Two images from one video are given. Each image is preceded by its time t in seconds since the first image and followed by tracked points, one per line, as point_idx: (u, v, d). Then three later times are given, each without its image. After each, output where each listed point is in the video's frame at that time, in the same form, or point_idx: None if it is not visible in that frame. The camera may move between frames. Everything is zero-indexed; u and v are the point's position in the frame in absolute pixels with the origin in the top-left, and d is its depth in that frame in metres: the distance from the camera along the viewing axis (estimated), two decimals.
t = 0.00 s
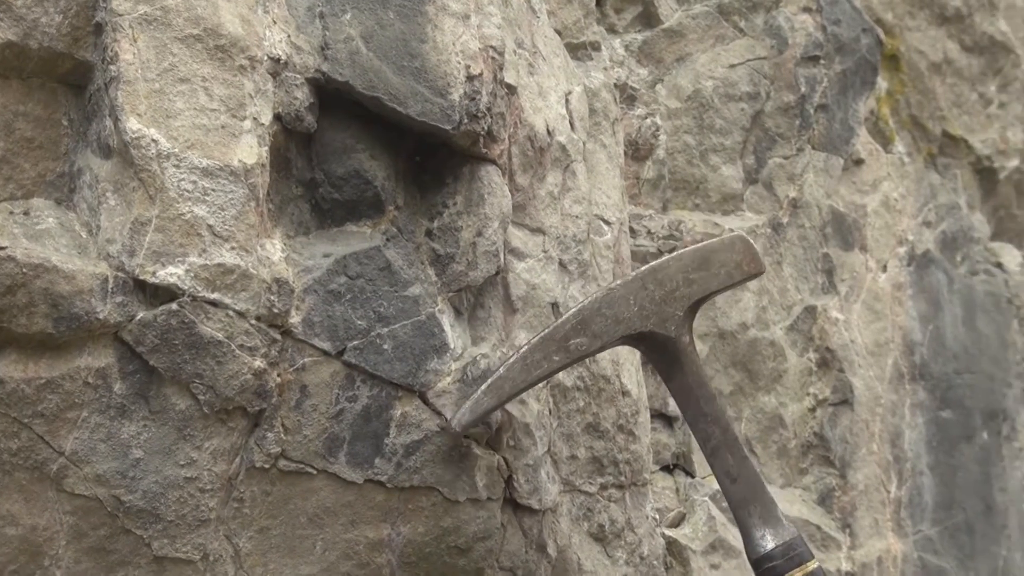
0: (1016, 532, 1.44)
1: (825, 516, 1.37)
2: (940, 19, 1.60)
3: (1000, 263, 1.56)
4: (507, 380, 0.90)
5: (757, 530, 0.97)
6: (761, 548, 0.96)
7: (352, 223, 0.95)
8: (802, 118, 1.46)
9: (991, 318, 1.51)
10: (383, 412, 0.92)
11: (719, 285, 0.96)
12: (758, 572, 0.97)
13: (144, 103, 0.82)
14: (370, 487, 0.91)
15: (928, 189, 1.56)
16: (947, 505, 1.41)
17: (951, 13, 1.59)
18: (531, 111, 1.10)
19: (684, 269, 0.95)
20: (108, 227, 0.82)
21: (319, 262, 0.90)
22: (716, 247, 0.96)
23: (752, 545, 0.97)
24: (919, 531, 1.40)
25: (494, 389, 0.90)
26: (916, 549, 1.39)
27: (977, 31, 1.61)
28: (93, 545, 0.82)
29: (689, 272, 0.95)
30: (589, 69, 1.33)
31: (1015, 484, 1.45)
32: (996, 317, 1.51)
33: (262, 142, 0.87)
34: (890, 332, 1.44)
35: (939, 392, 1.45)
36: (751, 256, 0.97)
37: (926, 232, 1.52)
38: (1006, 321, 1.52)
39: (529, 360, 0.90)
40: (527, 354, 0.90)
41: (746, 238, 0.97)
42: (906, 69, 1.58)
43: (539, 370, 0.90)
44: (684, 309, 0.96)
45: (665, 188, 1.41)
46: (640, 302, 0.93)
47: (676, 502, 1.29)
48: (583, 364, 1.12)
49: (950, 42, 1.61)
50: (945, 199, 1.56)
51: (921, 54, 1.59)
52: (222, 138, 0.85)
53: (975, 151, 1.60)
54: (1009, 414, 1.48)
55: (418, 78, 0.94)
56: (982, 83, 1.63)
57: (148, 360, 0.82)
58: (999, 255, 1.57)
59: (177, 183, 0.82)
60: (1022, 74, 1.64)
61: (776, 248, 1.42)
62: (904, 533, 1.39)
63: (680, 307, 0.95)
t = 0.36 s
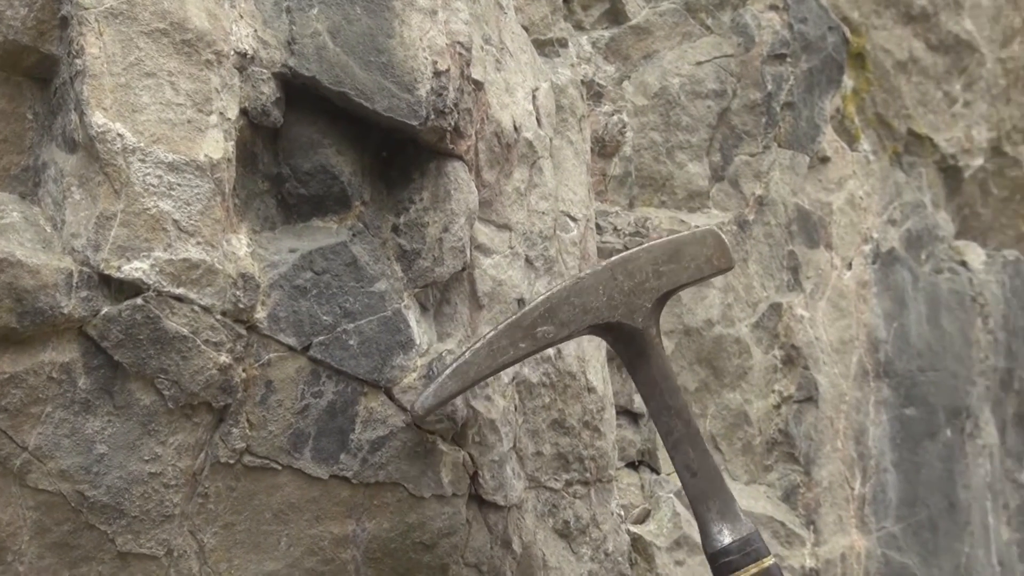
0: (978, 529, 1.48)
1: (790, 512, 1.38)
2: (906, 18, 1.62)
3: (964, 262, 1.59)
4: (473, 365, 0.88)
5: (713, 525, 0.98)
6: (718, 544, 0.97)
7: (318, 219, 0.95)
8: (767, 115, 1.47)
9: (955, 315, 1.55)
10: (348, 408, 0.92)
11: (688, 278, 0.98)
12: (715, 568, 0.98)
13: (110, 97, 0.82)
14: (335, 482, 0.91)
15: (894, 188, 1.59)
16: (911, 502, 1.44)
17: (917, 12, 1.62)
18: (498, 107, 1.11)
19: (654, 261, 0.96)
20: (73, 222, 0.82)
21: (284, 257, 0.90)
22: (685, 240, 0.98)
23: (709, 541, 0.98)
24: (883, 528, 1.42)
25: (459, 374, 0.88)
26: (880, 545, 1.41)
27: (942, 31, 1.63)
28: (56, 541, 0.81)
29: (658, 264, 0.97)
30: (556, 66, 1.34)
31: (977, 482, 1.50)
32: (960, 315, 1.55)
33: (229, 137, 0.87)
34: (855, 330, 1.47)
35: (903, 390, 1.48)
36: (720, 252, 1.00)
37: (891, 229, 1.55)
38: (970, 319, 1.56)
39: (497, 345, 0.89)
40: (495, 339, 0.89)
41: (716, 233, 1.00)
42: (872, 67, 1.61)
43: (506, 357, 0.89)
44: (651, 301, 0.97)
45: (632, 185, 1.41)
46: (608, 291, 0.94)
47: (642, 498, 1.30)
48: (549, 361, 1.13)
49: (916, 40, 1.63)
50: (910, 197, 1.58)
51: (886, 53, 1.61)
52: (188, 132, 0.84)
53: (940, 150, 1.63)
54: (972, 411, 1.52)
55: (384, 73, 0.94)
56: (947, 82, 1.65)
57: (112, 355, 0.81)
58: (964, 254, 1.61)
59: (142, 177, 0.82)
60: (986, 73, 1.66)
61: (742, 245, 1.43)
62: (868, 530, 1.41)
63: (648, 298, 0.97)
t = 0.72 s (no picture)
0: (937, 525, 1.51)
1: (751, 507, 1.40)
2: (868, 15, 1.66)
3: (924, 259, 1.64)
4: (416, 399, 0.88)
5: (662, 544, 1.02)
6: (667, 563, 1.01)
7: (280, 212, 0.94)
8: (730, 112, 1.48)
9: (915, 312, 1.58)
10: (310, 402, 0.92)
11: (622, 302, 0.99)
12: None
13: (72, 88, 0.81)
14: (296, 476, 0.91)
15: (857, 184, 1.62)
16: (870, 497, 1.47)
17: (879, 11, 1.66)
18: (461, 102, 1.11)
19: (589, 288, 0.97)
20: (33, 214, 0.81)
21: (246, 251, 0.90)
22: (620, 265, 0.98)
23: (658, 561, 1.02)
24: (843, 523, 1.45)
25: (405, 407, 0.88)
26: (840, 540, 1.44)
27: (905, 28, 1.67)
28: (16, 534, 0.81)
29: (594, 290, 0.97)
30: (520, 61, 1.35)
31: (936, 478, 1.54)
32: (920, 312, 1.58)
33: (191, 129, 0.86)
34: (815, 326, 1.49)
35: (864, 386, 1.51)
36: (654, 274, 1.01)
37: (853, 226, 1.58)
38: (930, 316, 1.59)
39: (438, 378, 0.89)
40: (437, 372, 0.88)
41: (647, 257, 1.00)
42: (834, 64, 1.64)
43: (449, 389, 0.89)
44: (589, 327, 0.98)
45: (594, 181, 1.42)
46: (546, 319, 0.94)
47: (602, 493, 1.29)
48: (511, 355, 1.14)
49: (878, 39, 1.67)
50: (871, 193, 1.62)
51: (847, 51, 1.65)
52: (150, 124, 0.84)
53: (902, 147, 1.66)
54: (932, 407, 1.56)
55: (348, 67, 0.93)
56: (909, 79, 1.69)
57: (73, 348, 0.81)
58: (924, 251, 1.65)
59: (104, 169, 0.81)
60: (948, 71, 1.71)
61: (704, 241, 1.44)
62: (828, 525, 1.44)
63: (584, 324, 0.98)
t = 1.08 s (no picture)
0: (904, 518, 1.54)
1: (719, 500, 1.41)
2: (837, 9, 1.70)
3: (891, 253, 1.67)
4: (471, 401, 0.93)
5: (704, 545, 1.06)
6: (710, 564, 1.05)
7: (249, 203, 0.94)
8: (699, 104, 1.50)
9: (883, 306, 1.60)
10: (278, 393, 0.92)
11: (668, 309, 1.05)
12: None
13: (40, 78, 0.81)
14: (264, 468, 0.91)
15: (824, 177, 1.64)
16: (837, 490, 1.49)
17: (849, 4, 1.69)
18: (431, 93, 1.11)
19: (636, 295, 1.02)
20: None
21: (215, 242, 0.89)
22: (667, 274, 1.04)
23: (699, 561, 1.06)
24: (811, 516, 1.47)
25: (458, 409, 0.92)
26: (807, 533, 1.46)
27: (874, 22, 1.71)
28: None
29: (641, 298, 1.03)
30: (489, 52, 1.35)
31: (904, 471, 1.56)
32: (888, 306, 1.61)
33: (159, 120, 0.85)
34: (784, 319, 1.50)
35: (832, 379, 1.53)
36: (700, 282, 1.07)
37: (822, 219, 1.60)
38: (897, 310, 1.62)
39: (491, 381, 0.94)
40: (491, 375, 0.94)
41: (692, 267, 1.06)
42: (803, 58, 1.66)
43: (501, 391, 0.94)
44: (636, 333, 1.03)
45: (564, 173, 1.42)
46: (596, 325, 1.00)
47: (571, 486, 1.31)
48: (480, 347, 1.14)
49: (848, 32, 1.71)
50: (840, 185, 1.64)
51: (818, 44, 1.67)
52: (118, 115, 0.83)
53: (870, 140, 1.70)
54: (900, 400, 1.58)
55: (317, 58, 0.93)
56: (878, 73, 1.73)
57: (39, 339, 0.81)
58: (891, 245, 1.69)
59: (71, 159, 0.81)
60: (917, 65, 1.75)
61: (674, 234, 1.45)
62: (796, 518, 1.46)
63: (631, 330, 1.03)
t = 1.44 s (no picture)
0: (858, 504, 1.60)
1: (674, 486, 1.42)
2: None
3: (849, 241, 1.72)
4: (548, 410, 1.16)
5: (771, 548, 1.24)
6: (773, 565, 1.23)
7: (205, 187, 0.94)
8: (657, 92, 1.50)
9: (840, 294, 1.64)
10: (234, 377, 0.92)
11: (741, 329, 1.23)
12: None
13: None
14: (219, 453, 0.91)
15: (781, 164, 1.66)
16: (791, 477, 1.52)
17: None
18: (389, 78, 1.11)
19: (709, 318, 1.21)
20: None
21: (171, 226, 0.89)
22: (737, 299, 1.23)
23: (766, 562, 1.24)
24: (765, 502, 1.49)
25: (537, 418, 1.16)
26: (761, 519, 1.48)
27: (832, 10, 1.74)
28: None
29: (713, 320, 1.21)
30: (448, 38, 1.34)
31: (858, 458, 1.61)
32: (844, 293, 1.65)
33: (115, 103, 0.85)
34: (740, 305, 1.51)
35: (788, 365, 1.55)
36: (770, 306, 1.24)
37: (778, 207, 1.62)
38: (855, 297, 1.66)
39: (569, 393, 1.16)
40: (566, 388, 1.16)
41: (764, 291, 1.24)
42: (761, 45, 1.68)
43: (579, 401, 1.16)
44: (708, 352, 1.21)
45: (520, 159, 1.43)
46: (672, 345, 1.19)
47: (526, 471, 1.32)
48: (436, 333, 1.14)
49: (806, 20, 1.73)
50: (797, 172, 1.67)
51: (775, 32, 1.69)
52: (74, 98, 0.83)
53: (828, 129, 1.74)
54: (854, 388, 1.63)
55: (275, 42, 0.93)
56: (835, 61, 1.77)
57: None
58: (849, 233, 1.74)
59: (26, 141, 0.80)
60: (874, 54, 1.79)
61: (631, 221, 1.46)
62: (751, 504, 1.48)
63: (704, 349, 1.21)
